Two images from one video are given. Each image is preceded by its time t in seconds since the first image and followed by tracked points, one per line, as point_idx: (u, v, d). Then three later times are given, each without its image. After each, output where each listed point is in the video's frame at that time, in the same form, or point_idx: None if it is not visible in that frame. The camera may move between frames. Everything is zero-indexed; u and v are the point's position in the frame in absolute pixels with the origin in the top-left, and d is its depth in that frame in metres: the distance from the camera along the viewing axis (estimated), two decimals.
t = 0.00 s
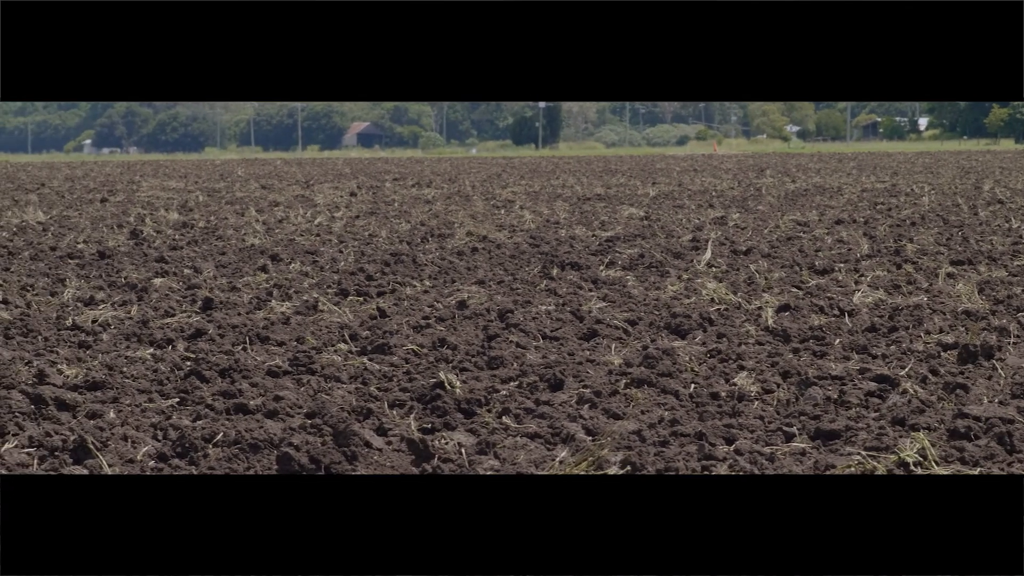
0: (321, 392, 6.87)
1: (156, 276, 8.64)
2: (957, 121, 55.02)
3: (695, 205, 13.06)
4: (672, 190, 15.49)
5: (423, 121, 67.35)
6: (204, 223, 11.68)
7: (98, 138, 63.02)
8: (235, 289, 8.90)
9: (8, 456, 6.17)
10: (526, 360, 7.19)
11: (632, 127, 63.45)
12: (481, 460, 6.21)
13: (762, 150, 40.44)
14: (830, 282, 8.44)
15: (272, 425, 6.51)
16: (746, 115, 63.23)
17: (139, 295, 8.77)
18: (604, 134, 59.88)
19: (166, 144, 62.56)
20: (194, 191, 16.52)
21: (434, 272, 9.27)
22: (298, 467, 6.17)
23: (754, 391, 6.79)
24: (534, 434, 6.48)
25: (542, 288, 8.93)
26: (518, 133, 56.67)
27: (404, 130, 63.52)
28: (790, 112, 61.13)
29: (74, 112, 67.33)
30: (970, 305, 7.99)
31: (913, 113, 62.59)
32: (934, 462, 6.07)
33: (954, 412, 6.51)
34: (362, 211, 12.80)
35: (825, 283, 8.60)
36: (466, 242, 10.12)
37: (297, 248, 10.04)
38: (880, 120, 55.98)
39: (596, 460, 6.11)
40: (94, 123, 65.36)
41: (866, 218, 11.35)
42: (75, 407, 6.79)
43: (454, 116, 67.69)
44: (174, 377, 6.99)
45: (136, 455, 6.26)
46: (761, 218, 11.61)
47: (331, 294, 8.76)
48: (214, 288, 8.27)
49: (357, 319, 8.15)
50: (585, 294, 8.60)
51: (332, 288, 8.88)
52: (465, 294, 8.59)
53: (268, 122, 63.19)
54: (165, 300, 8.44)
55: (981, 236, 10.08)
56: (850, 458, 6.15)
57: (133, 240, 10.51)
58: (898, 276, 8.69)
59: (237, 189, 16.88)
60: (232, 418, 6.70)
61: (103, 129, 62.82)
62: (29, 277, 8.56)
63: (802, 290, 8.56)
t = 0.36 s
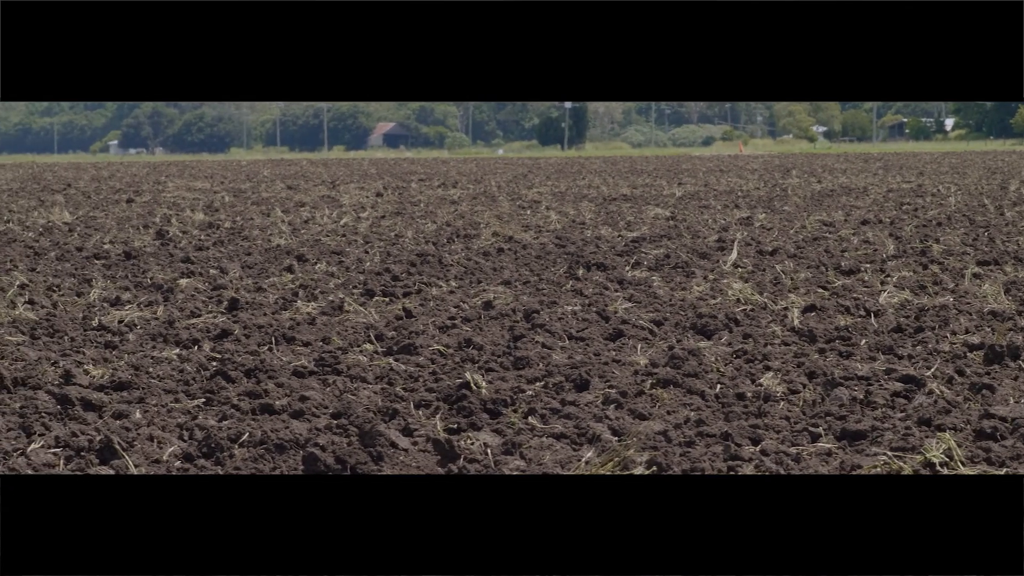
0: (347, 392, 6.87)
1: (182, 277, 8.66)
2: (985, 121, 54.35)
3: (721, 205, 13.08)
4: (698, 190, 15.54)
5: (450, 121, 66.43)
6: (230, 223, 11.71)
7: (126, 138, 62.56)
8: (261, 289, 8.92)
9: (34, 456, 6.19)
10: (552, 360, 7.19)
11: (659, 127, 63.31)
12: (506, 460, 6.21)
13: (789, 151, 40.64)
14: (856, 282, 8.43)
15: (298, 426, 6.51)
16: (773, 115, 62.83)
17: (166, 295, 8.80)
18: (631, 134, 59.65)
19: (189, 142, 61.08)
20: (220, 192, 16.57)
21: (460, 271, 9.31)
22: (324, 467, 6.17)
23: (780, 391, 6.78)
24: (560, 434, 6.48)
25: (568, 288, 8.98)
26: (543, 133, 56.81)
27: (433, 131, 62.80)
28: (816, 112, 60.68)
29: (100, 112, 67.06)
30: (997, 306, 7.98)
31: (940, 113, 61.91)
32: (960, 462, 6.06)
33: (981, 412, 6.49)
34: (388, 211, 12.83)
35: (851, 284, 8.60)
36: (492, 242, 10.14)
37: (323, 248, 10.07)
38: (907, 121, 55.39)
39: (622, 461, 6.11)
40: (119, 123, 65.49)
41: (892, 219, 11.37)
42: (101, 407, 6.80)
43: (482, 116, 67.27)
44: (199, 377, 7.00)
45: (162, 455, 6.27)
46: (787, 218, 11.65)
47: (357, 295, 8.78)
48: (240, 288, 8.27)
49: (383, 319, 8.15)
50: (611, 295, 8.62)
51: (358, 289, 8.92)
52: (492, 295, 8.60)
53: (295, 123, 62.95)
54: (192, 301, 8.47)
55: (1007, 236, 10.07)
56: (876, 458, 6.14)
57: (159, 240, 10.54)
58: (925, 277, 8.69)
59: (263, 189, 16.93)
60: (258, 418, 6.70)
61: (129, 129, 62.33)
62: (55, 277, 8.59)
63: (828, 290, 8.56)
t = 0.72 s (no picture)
0: (374, 392, 6.87)
1: (209, 277, 8.67)
2: (1012, 121, 53.58)
3: (747, 205, 13.11)
4: (724, 190, 15.61)
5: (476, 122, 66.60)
6: (257, 224, 11.75)
7: (153, 139, 63.48)
8: (288, 289, 8.94)
9: (62, 456, 6.20)
10: (579, 360, 7.19)
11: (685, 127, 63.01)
12: (533, 460, 6.21)
13: (816, 150, 40.88)
14: (882, 282, 8.43)
15: (325, 426, 6.51)
16: (799, 115, 62.48)
17: (193, 296, 8.83)
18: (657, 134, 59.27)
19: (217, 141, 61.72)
20: (247, 192, 16.64)
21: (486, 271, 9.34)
22: (351, 467, 6.17)
23: (807, 391, 6.78)
24: (587, 434, 6.48)
25: (595, 289, 9.04)
26: (569, 133, 56.69)
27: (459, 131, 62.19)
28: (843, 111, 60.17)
29: (127, 112, 68.08)
30: None
31: (968, 113, 61.17)
32: (988, 463, 6.04)
33: (1008, 412, 6.48)
34: (416, 211, 12.86)
35: (878, 284, 8.61)
36: (519, 242, 10.16)
37: (350, 249, 10.10)
38: (933, 121, 54.70)
39: (649, 461, 6.11)
40: (149, 124, 65.71)
41: (919, 219, 11.40)
42: (127, 407, 6.81)
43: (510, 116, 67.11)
44: (226, 377, 7.00)
45: (189, 455, 6.27)
46: (814, 218, 11.69)
47: (384, 295, 8.80)
48: (266, 288, 8.26)
49: (410, 319, 8.16)
50: (638, 295, 8.63)
51: (385, 289, 8.97)
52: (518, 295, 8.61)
53: (323, 123, 62.92)
54: (218, 301, 8.52)
55: None
56: (903, 458, 6.14)
57: (186, 240, 10.55)
58: (952, 277, 8.70)
59: (290, 189, 17.00)
60: (285, 418, 6.70)
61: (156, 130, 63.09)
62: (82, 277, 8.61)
63: (855, 290, 8.57)
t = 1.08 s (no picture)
0: (399, 392, 6.87)
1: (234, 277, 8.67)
2: None
3: (774, 204, 13.08)
4: (750, 190, 15.58)
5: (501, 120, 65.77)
6: (283, 224, 11.74)
7: (178, 138, 62.93)
8: (314, 289, 8.95)
9: (88, 455, 6.21)
10: (605, 360, 7.18)
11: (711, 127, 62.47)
12: (559, 460, 6.21)
13: (842, 151, 40.58)
14: (909, 282, 8.42)
15: (350, 425, 6.51)
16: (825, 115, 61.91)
17: (219, 295, 8.84)
18: (682, 134, 58.54)
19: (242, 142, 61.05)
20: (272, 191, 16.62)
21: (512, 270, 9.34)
22: (377, 467, 6.17)
23: (833, 391, 6.77)
24: (612, 434, 6.48)
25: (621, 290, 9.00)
26: (596, 133, 56.31)
27: (484, 130, 61.42)
28: (869, 111, 59.61)
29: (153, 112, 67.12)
30: None
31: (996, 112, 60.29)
32: (1015, 463, 6.03)
33: None
34: (441, 211, 12.71)
35: (903, 284, 8.60)
36: (545, 242, 10.14)
37: (375, 248, 10.11)
38: (960, 121, 53.98)
39: (674, 461, 6.11)
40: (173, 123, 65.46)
41: (944, 218, 11.38)
42: (153, 407, 6.82)
43: (534, 117, 66.74)
44: (252, 377, 7.01)
45: (215, 455, 6.28)
46: (840, 218, 11.68)
47: (410, 295, 8.80)
48: (292, 287, 8.25)
49: (435, 319, 8.15)
50: (663, 295, 8.63)
51: (411, 289, 8.97)
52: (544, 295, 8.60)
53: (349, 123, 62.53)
54: (243, 301, 8.54)
55: None
56: (929, 458, 6.12)
57: (211, 239, 10.54)
58: (978, 277, 8.69)
59: (316, 189, 17.00)
60: (311, 418, 6.71)
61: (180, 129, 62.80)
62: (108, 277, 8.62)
63: (881, 290, 8.56)
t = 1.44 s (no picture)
0: (425, 392, 6.87)
1: (260, 277, 8.68)
2: None
3: (799, 205, 13.10)
4: (776, 190, 15.60)
5: (529, 121, 65.16)
6: (309, 224, 11.76)
7: (204, 138, 63.03)
8: (340, 290, 8.96)
9: (114, 455, 6.22)
10: (631, 360, 7.18)
11: (737, 127, 61.99)
12: (585, 460, 6.21)
13: (868, 151, 40.60)
14: (935, 282, 8.42)
15: (376, 426, 6.51)
16: (851, 114, 61.41)
17: (245, 296, 8.86)
18: (710, 134, 58.32)
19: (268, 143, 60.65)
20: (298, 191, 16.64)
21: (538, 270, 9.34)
22: (403, 467, 6.17)
23: (859, 391, 6.77)
24: (638, 434, 6.48)
25: (647, 289, 9.07)
26: (622, 132, 55.97)
27: (508, 130, 61.61)
28: (895, 111, 59.08)
29: (178, 113, 67.15)
30: None
31: None
32: None
33: None
34: (468, 211, 12.85)
35: (929, 284, 8.60)
36: (571, 242, 10.15)
37: (401, 248, 10.13)
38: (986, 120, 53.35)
39: (700, 461, 6.12)
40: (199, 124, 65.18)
41: (970, 219, 11.38)
42: (179, 407, 6.82)
43: (561, 116, 66.23)
44: (278, 377, 7.01)
45: (241, 455, 6.28)
46: (865, 218, 11.70)
47: (436, 295, 8.82)
48: (318, 288, 8.25)
49: (461, 319, 8.17)
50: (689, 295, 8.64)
51: (437, 290, 8.98)
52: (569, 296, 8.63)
53: (375, 123, 62.30)
54: (268, 301, 8.59)
55: None
56: (955, 459, 6.11)
57: (237, 239, 10.55)
58: (1004, 277, 8.68)
59: (342, 189, 17.01)
60: (337, 418, 6.71)
61: (208, 129, 63.01)
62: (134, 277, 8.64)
63: (907, 290, 8.56)
